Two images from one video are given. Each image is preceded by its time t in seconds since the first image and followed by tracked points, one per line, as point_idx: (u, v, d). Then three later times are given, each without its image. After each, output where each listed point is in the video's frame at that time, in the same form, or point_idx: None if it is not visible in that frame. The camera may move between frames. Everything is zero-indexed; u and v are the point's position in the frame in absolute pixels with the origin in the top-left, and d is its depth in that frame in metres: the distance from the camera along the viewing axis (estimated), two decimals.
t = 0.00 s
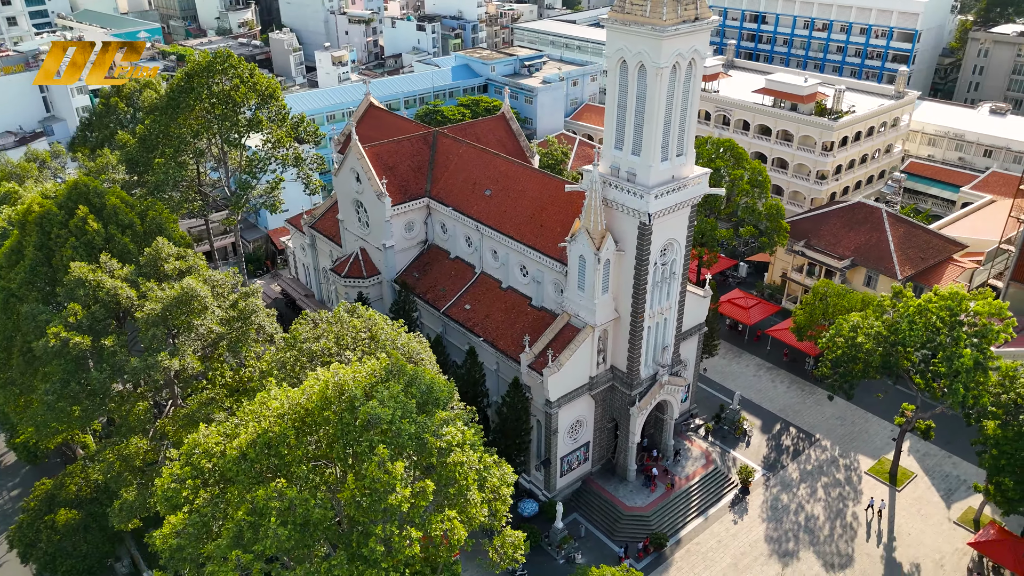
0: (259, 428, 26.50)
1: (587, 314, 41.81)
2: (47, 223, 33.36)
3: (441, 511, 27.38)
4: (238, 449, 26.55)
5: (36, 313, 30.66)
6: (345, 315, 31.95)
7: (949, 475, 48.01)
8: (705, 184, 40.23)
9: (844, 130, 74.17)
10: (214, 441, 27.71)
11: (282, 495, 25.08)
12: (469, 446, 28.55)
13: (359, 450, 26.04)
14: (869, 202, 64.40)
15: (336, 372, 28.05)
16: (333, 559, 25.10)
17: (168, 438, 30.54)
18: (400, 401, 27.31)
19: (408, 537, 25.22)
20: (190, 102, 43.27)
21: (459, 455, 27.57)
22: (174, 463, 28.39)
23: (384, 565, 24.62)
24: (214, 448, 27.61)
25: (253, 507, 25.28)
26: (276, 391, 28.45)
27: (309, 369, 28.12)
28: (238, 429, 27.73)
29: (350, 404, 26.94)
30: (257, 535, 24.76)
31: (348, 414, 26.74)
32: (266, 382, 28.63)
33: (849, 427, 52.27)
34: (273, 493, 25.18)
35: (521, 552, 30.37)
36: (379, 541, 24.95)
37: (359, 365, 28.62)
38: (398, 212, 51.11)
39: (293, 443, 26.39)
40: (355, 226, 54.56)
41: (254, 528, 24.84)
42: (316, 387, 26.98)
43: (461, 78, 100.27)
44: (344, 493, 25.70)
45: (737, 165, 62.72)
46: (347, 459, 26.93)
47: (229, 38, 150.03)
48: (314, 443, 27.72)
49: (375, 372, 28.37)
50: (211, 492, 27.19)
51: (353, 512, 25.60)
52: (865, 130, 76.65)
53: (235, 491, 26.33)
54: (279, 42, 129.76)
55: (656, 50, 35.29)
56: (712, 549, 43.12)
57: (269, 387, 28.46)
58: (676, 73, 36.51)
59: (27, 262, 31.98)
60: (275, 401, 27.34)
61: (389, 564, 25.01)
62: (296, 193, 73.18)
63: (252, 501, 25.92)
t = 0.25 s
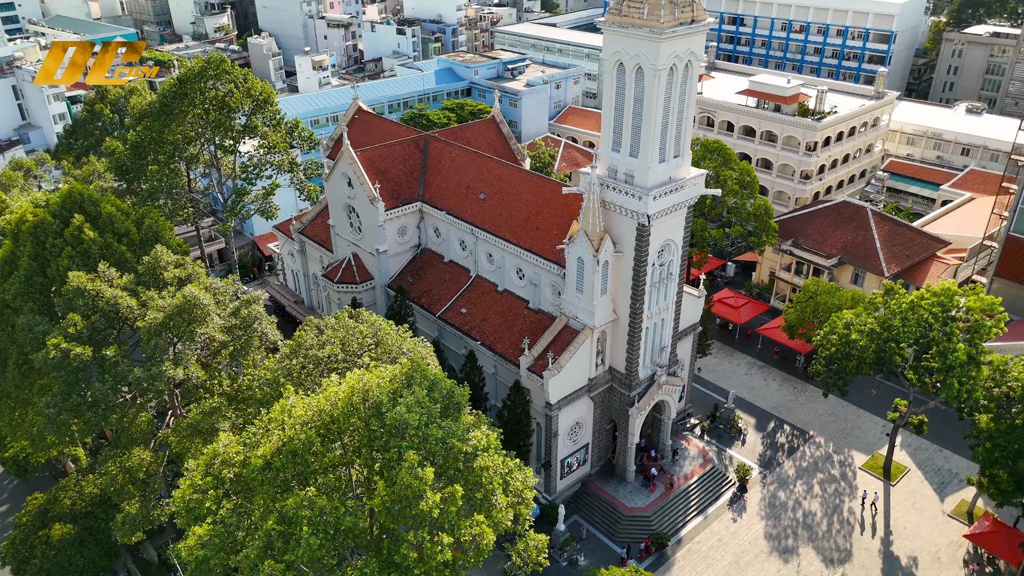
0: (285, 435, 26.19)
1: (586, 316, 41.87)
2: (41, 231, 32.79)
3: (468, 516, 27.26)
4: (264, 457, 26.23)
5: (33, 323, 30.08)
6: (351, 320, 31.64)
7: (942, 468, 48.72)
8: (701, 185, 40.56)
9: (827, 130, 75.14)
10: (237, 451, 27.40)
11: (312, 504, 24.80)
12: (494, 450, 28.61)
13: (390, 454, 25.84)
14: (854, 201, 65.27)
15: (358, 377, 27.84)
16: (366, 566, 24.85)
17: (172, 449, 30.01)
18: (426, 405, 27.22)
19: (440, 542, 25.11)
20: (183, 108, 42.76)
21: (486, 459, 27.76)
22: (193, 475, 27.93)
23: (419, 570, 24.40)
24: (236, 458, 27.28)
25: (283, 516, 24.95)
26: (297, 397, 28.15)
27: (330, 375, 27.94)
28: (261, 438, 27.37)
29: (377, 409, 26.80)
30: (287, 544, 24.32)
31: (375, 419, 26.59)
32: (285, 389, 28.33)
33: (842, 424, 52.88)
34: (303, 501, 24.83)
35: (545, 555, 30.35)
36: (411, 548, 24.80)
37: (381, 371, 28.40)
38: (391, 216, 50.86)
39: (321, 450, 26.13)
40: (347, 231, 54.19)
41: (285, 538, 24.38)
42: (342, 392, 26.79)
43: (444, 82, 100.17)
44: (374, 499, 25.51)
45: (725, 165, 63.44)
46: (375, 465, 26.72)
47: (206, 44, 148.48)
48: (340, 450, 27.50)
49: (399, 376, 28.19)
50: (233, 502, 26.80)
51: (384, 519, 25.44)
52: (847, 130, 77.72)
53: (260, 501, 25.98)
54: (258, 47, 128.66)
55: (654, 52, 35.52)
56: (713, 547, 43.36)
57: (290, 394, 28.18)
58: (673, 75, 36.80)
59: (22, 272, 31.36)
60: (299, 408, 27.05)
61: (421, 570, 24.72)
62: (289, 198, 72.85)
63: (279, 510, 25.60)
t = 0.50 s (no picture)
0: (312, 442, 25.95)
1: (585, 318, 41.94)
2: (36, 241, 32.12)
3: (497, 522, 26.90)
4: (290, 465, 25.94)
5: (32, 334, 29.50)
6: (358, 326, 31.33)
7: (934, 462, 49.46)
8: (697, 185, 40.85)
9: (811, 130, 76.10)
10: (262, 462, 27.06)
11: (343, 510, 24.46)
12: (519, 453, 28.54)
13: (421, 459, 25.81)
14: (840, 200, 66.11)
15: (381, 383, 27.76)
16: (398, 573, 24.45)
17: (176, 459, 29.47)
18: (452, 410, 27.30)
19: (472, 547, 24.86)
20: (175, 114, 42.21)
21: (512, 463, 27.72)
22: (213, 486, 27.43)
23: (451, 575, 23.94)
24: (258, 467, 26.88)
25: (314, 523, 24.56)
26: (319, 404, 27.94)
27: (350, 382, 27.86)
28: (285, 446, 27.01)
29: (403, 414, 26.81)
30: (319, 552, 23.86)
31: (403, 424, 26.58)
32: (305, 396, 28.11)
33: (834, 420, 53.50)
34: (333, 508, 24.43)
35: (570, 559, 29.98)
36: (444, 553, 24.48)
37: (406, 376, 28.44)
38: (384, 221, 50.59)
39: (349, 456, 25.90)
40: (339, 236, 53.80)
41: (317, 545, 23.93)
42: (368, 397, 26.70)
43: (428, 85, 100.02)
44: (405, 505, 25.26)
45: (714, 166, 64.00)
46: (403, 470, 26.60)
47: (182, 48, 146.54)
48: (366, 457, 27.39)
49: (422, 383, 28.24)
50: (257, 513, 26.34)
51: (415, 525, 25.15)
52: (829, 130, 78.80)
53: (285, 510, 25.55)
54: (237, 52, 127.47)
55: (652, 54, 35.73)
56: (714, 546, 43.61)
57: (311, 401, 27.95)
58: (670, 76, 37.03)
59: (18, 282, 30.72)
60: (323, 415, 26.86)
61: None
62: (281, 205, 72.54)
63: (308, 518, 25.23)
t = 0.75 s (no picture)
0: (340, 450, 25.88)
1: (584, 320, 42.02)
2: (32, 251, 31.45)
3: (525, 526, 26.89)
4: (318, 472, 25.77)
5: (31, 346, 28.88)
6: (366, 331, 31.09)
7: (926, 456, 50.18)
8: (694, 187, 41.15)
9: (794, 131, 77.00)
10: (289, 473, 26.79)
11: (376, 518, 24.28)
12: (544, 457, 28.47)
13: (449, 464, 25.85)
14: (826, 200, 66.92)
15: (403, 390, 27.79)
16: None
17: (182, 470, 29.02)
18: (478, 415, 27.44)
19: (505, 551, 24.80)
20: (167, 121, 41.57)
21: (540, 466, 27.51)
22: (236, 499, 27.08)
23: None
24: (282, 476, 26.55)
25: (347, 532, 24.36)
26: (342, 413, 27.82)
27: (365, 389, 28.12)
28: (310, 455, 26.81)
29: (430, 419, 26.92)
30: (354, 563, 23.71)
31: (429, 429, 26.63)
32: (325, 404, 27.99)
33: (827, 417, 54.11)
34: (366, 517, 24.30)
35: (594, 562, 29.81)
36: (478, 558, 24.41)
37: (430, 381, 28.38)
38: (378, 226, 50.29)
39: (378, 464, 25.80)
40: (331, 241, 53.40)
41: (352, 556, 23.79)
42: (395, 404, 26.73)
43: (411, 89, 99.77)
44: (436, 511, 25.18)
45: (702, 167, 64.47)
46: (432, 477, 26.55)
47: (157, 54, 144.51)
48: (393, 464, 27.36)
49: (444, 389, 28.38)
50: (284, 523, 26.11)
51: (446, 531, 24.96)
52: (812, 130, 79.80)
53: (313, 519, 25.37)
54: (215, 57, 126.18)
55: (650, 57, 35.96)
56: (714, 544, 43.87)
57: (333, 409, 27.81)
58: (668, 79, 37.27)
59: (14, 293, 30.03)
60: (347, 424, 26.73)
61: None
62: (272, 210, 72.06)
63: (339, 526, 25.04)
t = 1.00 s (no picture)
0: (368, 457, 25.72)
1: (583, 322, 42.09)
2: (29, 261, 30.76)
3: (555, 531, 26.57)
4: (347, 480, 25.50)
5: (31, 359, 28.29)
6: (373, 337, 30.87)
7: (918, 452, 50.85)
8: (691, 188, 41.40)
9: (779, 132, 77.82)
10: (317, 482, 26.46)
11: (410, 525, 24.03)
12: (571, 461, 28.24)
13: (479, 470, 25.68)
14: (812, 200, 67.66)
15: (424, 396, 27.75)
16: None
17: (188, 481, 28.61)
18: (506, 421, 27.37)
19: (541, 555, 24.54)
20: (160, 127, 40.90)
21: (569, 470, 27.28)
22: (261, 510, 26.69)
23: None
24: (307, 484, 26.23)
25: (380, 539, 24.09)
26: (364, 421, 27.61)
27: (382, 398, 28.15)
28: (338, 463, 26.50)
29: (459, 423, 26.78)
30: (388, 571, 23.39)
31: (457, 434, 26.52)
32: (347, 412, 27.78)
33: (820, 414, 54.69)
34: (399, 523, 24.10)
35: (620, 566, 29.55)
36: (513, 563, 24.22)
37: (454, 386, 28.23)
38: (372, 231, 49.98)
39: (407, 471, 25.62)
40: (324, 247, 52.95)
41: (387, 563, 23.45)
42: (423, 411, 26.62)
43: (395, 94, 99.42)
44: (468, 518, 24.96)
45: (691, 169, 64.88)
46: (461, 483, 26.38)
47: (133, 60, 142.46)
48: (423, 470, 27.12)
49: (470, 394, 28.25)
50: (312, 533, 25.78)
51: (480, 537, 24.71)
52: (795, 131, 80.72)
53: (342, 525, 24.99)
54: (194, 62, 124.53)
55: (648, 60, 36.16)
56: (715, 544, 44.09)
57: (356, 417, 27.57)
58: (666, 81, 37.48)
59: (11, 304, 29.40)
60: (373, 433, 26.56)
61: None
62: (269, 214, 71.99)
63: (370, 534, 24.67)
